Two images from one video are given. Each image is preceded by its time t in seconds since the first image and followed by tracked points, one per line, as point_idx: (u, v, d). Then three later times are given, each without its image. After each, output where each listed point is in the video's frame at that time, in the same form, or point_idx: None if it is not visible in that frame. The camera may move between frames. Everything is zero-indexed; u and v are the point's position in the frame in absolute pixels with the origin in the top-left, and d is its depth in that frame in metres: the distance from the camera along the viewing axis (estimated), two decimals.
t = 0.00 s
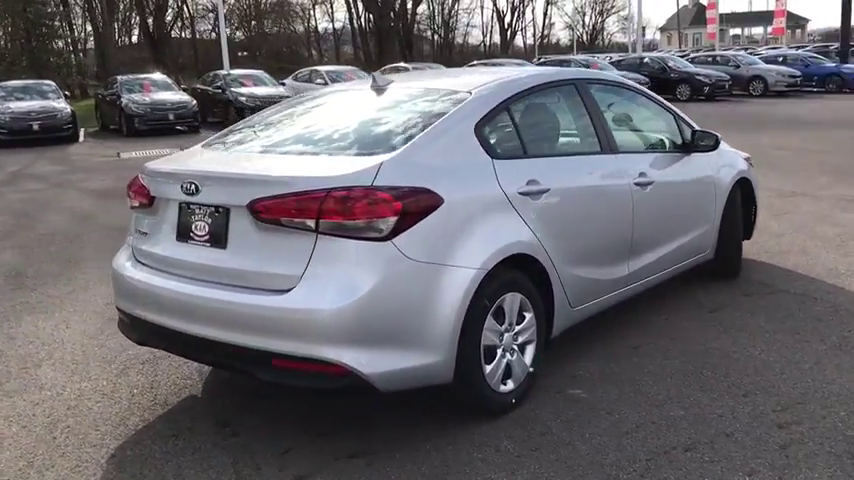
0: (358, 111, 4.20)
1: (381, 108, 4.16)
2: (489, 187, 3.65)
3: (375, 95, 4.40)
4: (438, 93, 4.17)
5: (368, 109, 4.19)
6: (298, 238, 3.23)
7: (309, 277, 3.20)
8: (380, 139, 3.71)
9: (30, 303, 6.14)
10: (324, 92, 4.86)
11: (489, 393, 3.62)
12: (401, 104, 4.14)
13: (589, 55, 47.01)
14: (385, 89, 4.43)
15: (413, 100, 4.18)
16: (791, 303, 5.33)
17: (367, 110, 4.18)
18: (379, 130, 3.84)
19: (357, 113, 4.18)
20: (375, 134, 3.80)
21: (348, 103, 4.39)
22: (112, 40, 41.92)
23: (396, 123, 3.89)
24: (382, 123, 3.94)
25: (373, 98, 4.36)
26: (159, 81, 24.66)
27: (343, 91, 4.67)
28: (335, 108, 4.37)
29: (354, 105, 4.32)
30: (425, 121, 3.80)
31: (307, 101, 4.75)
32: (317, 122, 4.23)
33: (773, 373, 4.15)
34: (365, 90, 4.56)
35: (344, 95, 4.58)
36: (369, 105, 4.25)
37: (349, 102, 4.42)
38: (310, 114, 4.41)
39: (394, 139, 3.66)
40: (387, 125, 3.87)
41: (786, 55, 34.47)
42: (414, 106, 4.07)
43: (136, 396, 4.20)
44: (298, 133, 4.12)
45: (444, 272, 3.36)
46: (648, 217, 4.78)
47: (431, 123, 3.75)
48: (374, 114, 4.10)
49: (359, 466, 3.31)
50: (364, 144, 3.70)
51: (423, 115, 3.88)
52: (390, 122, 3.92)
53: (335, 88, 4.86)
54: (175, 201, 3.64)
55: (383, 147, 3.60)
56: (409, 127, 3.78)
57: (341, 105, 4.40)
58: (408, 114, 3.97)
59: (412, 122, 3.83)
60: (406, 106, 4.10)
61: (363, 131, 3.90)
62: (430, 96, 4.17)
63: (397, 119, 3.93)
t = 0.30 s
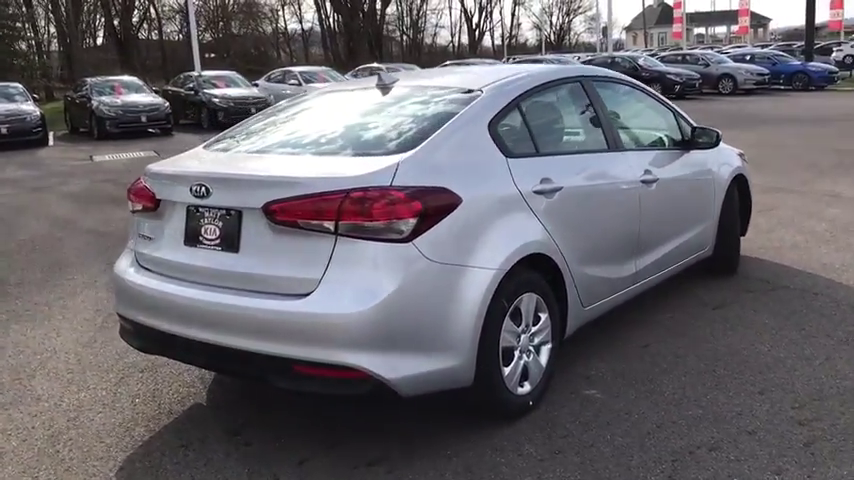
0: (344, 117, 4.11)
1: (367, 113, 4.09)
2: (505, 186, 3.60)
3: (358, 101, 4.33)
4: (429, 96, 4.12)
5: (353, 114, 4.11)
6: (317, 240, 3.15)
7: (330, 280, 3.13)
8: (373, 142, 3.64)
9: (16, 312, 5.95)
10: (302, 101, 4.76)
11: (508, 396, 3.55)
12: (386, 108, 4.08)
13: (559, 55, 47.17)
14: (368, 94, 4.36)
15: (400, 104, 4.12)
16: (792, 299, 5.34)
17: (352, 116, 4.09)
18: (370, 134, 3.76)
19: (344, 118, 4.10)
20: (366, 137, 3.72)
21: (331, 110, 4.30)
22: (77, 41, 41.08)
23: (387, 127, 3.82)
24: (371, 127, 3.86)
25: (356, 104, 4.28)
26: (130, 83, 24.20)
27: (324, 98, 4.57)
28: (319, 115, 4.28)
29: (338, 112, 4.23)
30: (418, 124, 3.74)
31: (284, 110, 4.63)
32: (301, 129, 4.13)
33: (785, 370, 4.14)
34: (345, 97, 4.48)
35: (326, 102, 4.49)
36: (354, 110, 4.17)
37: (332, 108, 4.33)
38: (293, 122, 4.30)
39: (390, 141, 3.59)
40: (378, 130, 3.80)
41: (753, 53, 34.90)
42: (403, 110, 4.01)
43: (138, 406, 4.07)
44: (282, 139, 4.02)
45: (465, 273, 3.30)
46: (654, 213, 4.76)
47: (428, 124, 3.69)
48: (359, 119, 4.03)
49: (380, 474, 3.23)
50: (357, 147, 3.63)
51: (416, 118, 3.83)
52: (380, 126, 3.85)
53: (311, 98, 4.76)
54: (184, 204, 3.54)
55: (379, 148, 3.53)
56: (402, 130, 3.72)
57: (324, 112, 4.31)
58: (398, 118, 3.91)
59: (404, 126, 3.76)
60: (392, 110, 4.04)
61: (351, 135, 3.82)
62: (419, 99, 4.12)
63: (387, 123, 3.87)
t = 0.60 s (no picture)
0: (332, 117, 4.00)
1: (355, 113, 3.98)
2: (520, 181, 3.52)
3: (344, 101, 4.21)
4: (421, 94, 4.03)
5: (341, 114, 4.00)
6: (334, 239, 3.05)
7: (347, 279, 3.03)
8: (365, 141, 3.54)
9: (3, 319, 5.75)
10: (287, 102, 4.63)
11: (526, 396, 3.47)
12: (374, 108, 3.98)
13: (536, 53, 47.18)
14: (354, 92, 4.24)
15: (387, 103, 4.03)
16: (796, 292, 5.31)
17: (339, 116, 3.98)
18: (361, 134, 3.66)
19: (332, 118, 3.98)
20: (358, 137, 3.62)
21: (316, 111, 4.18)
22: (49, 43, 40.40)
23: (379, 127, 3.72)
24: (361, 127, 3.77)
25: (342, 104, 4.17)
26: (106, 83, 23.82)
27: (310, 99, 4.46)
28: (306, 115, 4.15)
29: (325, 112, 4.11)
30: (413, 123, 3.65)
31: (267, 113, 4.49)
32: (288, 130, 4.00)
33: (800, 364, 4.09)
34: (330, 97, 4.36)
35: (311, 103, 4.36)
36: (342, 110, 4.06)
37: (318, 109, 4.20)
38: (279, 123, 4.17)
39: (385, 140, 3.50)
40: (369, 129, 3.71)
41: (729, 50, 35.15)
42: (393, 109, 3.91)
43: (139, 413, 3.92)
44: (269, 139, 3.89)
45: (483, 270, 3.21)
46: (661, 208, 4.71)
47: (424, 124, 3.61)
48: (346, 119, 3.93)
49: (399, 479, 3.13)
50: (347, 147, 3.53)
51: (409, 117, 3.74)
52: (371, 126, 3.75)
53: (292, 99, 4.62)
54: (189, 204, 3.42)
55: (374, 147, 3.43)
56: (395, 130, 3.63)
57: (310, 112, 4.18)
58: (388, 117, 3.81)
59: (397, 126, 3.67)
60: (381, 109, 3.95)
61: (340, 135, 3.72)
62: (410, 98, 4.03)
63: (377, 123, 3.77)
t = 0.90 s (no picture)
0: (322, 120, 3.94)
1: (344, 115, 3.93)
2: (526, 182, 3.48)
3: (334, 104, 4.15)
4: (412, 96, 3.99)
5: (331, 116, 3.94)
6: (343, 242, 2.99)
7: (355, 282, 2.97)
8: (357, 144, 3.49)
9: None
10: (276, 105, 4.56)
11: (534, 399, 3.43)
12: (364, 111, 3.92)
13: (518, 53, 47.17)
14: (344, 95, 4.19)
15: (377, 105, 3.98)
16: (794, 291, 5.32)
17: (328, 119, 3.93)
18: (352, 136, 3.61)
19: (323, 121, 3.93)
20: (349, 139, 3.57)
21: (306, 114, 4.12)
22: (26, 43, 39.84)
23: (369, 129, 3.67)
24: (351, 130, 3.71)
25: (333, 106, 4.11)
26: (86, 83, 23.50)
27: (299, 102, 4.39)
28: (296, 118, 4.09)
29: (315, 115, 4.05)
30: (405, 126, 3.61)
31: (255, 117, 4.41)
32: (279, 133, 3.93)
33: (804, 364, 4.07)
34: (320, 100, 4.30)
35: (301, 106, 4.30)
36: (332, 113, 4.00)
37: (308, 112, 4.14)
38: (270, 126, 4.10)
39: (379, 142, 3.45)
40: (359, 132, 3.65)
41: (710, 49, 35.34)
42: (383, 112, 3.86)
43: (138, 421, 3.84)
44: (262, 142, 3.82)
45: (492, 272, 3.17)
46: (662, 207, 4.70)
47: (417, 127, 3.57)
48: (335, 122, 3.87)
49: None
50: (339, 149, 3.48)
51: (401, 120, 3.69)
52: (361, 129, 3.70)
53: (281, 103, 4.55)
54: (190, 207, 3.35)
55: (367, 149, 3.38)
56: (388, 133, 3.58)
57: (300, 115, 4.12)
58: (379, 120, 3.76)
59: (389, 129, 3.62)
60: (371, 111, 3.90)
61: (330, 138, 3.66)
62: (400, 100, 3.98)
63: (368, 126, 3.72)
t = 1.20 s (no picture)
0: (316, 121, 3.92)
1: (337, 116, 3.91)
2: (527, 183, 3.48)
3: (328, 104, 4.13)
4: (405, 96, 3.98)
5: (326, 117, 3.92)
6: (345, 243, 2.98)
7: (358, 283, 2.95)
8: (351, 145, 3.48)
9: None
10: (269, 106, 4.54)
11: (535, 400, 3.43)
12: (356, 112, 3.91)
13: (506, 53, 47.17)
14: (337, 95, 4.18)
15: (370, 106, 3.96)
16: (788, 291, 5.35)
17: (322, 120, 3.91)
18: (346, 137, 3.60)
19: (317, 122, 3.90)
20: (343, 140, 3.56)
21: (299, 115, 4.10)
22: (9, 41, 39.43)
23: (363, 130, 3.66)
24: (344, 131, 3.70)
25: (327, 107, 4.09)
26: (72, 81, 23.31)
27: (291, 103, 4.37)
28: (291, 119, 4.06)
29: (309, 115, 4.03)
30: (400, 127, 3.60)
31: (249, 118, 4.38)
32: (276, 133, 3.91)
33: (801, 364, 4.10)
34: (312, 101, 4.28)
35: (294, 106, 4.27)
36: (326, 113, 3.98)
37: (302, 112, 4.12)
38: (268, 126, 4.08)
39: (373, 144, 3.44)
40: (352, 133, 3.64)
41: (696, 50, 35.55)
42: (376, 113, 3.85)
43: (135, 422, 3.81)
44: (261, 142, 3.80)
45: (494, 274, 3.17)
46: (659, 207, 4.72)
47: (411, 128, 3.56)
48: (328, 123, 3.85)
49: None
50: (335, 149, 3.47)
51: (394, 121, 3.68)
52: (354, 130, 3.69)
53: (273, 104, 4.53)
54: (189, 207, 3.32)
55: (361, 150, 3.37)
56: (382, 134, 3.57)
57: (295, 116, 4.09)
58: (372, 121, 3.75)
59: (384, 130, 3.61)
60: (364, 112, 3.88)
61: (325, 139, 3.64)
62: (393, 100, 3.97)
63: (361, 127, 3.71)
